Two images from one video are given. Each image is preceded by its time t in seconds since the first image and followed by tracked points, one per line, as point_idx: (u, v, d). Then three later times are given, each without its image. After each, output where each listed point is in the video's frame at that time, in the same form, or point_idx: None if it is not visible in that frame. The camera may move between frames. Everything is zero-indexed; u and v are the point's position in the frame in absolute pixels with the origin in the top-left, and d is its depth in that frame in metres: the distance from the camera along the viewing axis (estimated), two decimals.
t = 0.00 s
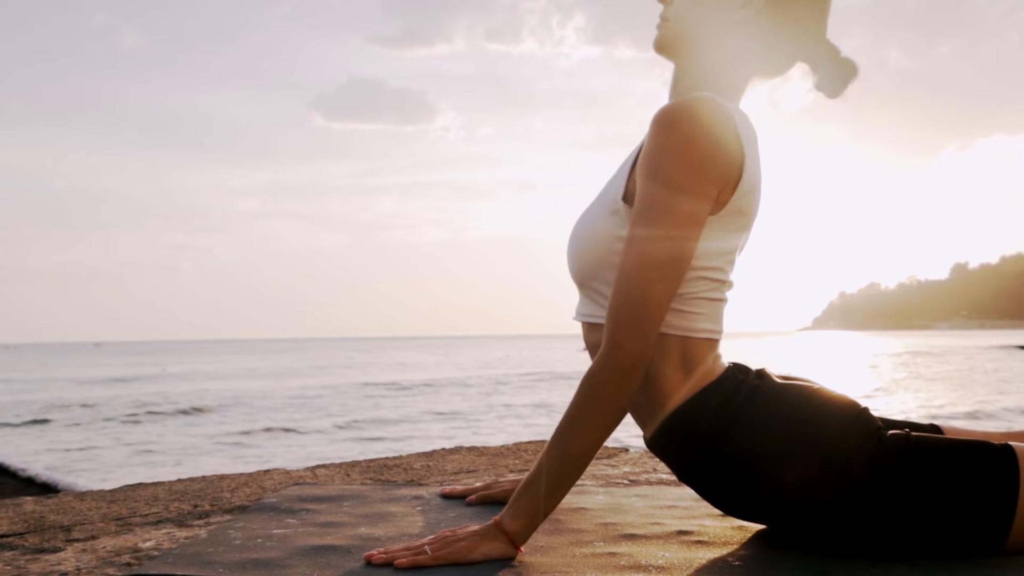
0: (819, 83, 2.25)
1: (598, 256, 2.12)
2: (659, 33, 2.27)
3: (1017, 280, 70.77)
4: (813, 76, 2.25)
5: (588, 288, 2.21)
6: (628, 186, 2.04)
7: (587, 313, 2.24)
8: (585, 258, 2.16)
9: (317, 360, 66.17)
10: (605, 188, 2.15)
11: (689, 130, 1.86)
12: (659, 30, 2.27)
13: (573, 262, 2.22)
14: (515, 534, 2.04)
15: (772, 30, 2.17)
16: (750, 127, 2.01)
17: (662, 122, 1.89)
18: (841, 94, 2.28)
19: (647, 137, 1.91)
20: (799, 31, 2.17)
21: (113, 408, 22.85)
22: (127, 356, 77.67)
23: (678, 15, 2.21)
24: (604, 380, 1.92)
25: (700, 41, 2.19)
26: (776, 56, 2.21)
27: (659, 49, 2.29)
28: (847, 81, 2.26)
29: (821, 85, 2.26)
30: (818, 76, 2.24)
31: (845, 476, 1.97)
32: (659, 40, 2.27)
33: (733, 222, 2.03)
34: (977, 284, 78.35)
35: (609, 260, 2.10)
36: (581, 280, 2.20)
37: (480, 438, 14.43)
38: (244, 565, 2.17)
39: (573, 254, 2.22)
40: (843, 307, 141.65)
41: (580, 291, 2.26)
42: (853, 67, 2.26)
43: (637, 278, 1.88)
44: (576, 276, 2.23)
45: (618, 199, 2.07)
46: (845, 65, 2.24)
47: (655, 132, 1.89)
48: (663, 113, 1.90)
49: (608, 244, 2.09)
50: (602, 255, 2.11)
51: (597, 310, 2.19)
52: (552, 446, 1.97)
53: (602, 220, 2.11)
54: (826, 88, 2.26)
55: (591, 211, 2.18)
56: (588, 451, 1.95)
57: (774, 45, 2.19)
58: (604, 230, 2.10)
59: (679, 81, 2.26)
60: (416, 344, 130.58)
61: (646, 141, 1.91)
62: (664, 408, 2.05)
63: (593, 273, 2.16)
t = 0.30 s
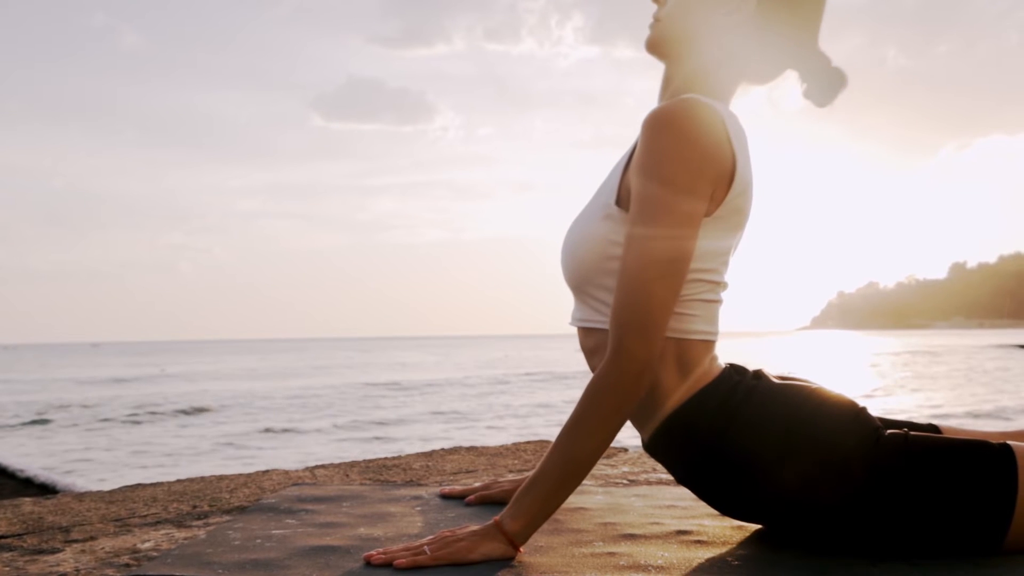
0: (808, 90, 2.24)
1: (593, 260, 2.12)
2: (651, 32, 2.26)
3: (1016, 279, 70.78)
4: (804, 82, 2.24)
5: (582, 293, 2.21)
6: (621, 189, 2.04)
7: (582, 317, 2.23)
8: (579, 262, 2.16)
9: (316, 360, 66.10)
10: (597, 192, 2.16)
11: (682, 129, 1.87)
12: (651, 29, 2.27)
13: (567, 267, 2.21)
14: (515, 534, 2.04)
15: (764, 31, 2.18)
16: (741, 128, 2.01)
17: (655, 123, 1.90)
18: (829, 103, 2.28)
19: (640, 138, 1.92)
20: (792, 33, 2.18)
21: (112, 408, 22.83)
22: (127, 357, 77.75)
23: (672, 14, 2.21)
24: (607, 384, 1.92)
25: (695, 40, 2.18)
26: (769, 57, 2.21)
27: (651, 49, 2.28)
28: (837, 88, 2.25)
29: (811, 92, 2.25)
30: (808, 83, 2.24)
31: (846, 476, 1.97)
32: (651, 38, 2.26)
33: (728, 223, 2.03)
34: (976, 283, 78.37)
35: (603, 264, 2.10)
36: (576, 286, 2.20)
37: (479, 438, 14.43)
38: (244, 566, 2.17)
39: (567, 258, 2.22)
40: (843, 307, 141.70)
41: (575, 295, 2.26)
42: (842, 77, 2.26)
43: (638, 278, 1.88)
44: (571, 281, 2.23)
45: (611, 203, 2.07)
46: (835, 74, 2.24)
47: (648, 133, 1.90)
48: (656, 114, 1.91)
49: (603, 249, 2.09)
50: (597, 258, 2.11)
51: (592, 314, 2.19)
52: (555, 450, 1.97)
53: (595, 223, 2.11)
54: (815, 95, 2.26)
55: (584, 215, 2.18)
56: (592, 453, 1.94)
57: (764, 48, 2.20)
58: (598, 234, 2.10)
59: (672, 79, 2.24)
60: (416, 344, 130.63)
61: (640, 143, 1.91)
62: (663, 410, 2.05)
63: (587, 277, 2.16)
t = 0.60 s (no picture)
0: (792, 99, 2.24)
1: (587, 265, 2.12)
2: (640, 32, 2.27)
3: (1015, 277, 70.75)
4: (789, 91, 2.25)
5: (576, 299, 2.21)
6: (612, 193, 2.04)
7: (577, 323, 2.23)
8: (573, 267, 2.16)
9: (316, 361, 66.08)
10: (588, 196, 2.16)
11: (675, 129, 1.87)
12: (640, 29, 2.28)
13: (561, 273, 2.22)
14: (515, 533, 2.04)
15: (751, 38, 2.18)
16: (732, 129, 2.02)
17: (648, 125, 1.90)
18: (814, 114, 2.28)
19: (632, 140, 1.92)
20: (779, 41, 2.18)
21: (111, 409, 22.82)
22: (126, 357, 77.76)
23: (660, 16, 2.22)
24: (610, 386, 1.92)
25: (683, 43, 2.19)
26: (756, 63, 2.22)
27: (639, 48, 2.29)
28: (822, 100, 2.26)
29: (796, 101, 2.25)
30: (793, 92, 2.24)
31: (845, 475, 1.97)
32: (641, 38, 2.27)
33: (721, 224, 2.04)
34: (975, 283, 78.41)
35: (598, 268, 2.10)
36: (571, 292, 2.20)
37: (479, 438, 14.43)
38: (243, 566, 2.17)
39: (560, 263, 2.22)
40: (842, 306, 141.74)
41: (569, 301, 2.26)
42: (828, 88, 2.27)
43: (637, 278, 1.87)
44: (564, 287, 2.23)
45: (604, 207, 2.07)
46: (820, 84, 2.25)
47: (640, 135, 1.90)
48: (647, 116, 1.91)
49: (597, 252, 2.09)
50: (592, 262, 2.11)
51: (586, 319, 2.19)
52: (558, 454, 1.96)
53: (588, 228, 2.11)
54: (800, 106, 2.26)
55: (576, 220, 2.18)
56: (596, 455, 1.94)
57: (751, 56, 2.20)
58: (591, 238, 2.10)
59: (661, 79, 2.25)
60: (414, 344, 130.63)
61: (633, 144, 1.92)
62: (660, 413, 2.06)
63: (581, 282, 2.16)
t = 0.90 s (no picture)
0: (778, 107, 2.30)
1: (582, 270, 2.12)
2: (631, 31, 2.29)
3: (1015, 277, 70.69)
4: (776, 98, 2.30)
5: (571, 305, 2.21)
6: (604, 196, 2.04)
7: (571, 329, 2.23)
8: (568, 273, 2.16)
9: (315, 360, 65.93)
10: (580, 201, 2.16)
11: (667, 132, 1.88)
12: (630, 29, 2.29)
13: (555, 280, 2.22)
14: (515, 533, 2.04)
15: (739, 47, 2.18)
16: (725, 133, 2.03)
17: (640, 128, 1.90)
18: (800, 120, 2.33)
19: (623, 143, 1.93)
20: (769, 50, 2.19)
21: (110, 409, 22.78)
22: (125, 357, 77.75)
23: (651, 18, 2.22)
24: (611, 388, 1.92)
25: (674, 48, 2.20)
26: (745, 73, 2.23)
27: (629, 47, 2.30)
28: (807, 108, 2.31)
29: (781, 108, 2.31)
30: (779, 99, 2.30)
31: (844, 475, 1.98)
32: (639, 37, 2.26)
33: (716, 226, 2.05)
34: (975, 282, 78.35)
35: (593, 274, 2.10)
36: (566, 298, 2.20)
37: (478, 437, 14.43)
38: (243, 565, 2.17)
39: (555, 270, 2.23)
40: (841, 305, 141.72)
41: (562, 306, 2.26)
42: (814, 94, 2.31)
43: (635, 278, 1.87)
44: (559, 293, 2.24)
45: (596, 212, 2.07)
46: (807, 92, 2.29)
47: (632, 136, 1.90)
48: (638, 119, 1.91)
49: (592, 258, 2.09)
50: (585, 267, 2.11)
51: (581, 325, 2.19)
52: (561, 458, 1.96)
53: (581, 234, 2.11)
54: (786, 113, 2.32)
55: (568, 225, 2.18)
56: (599, 456, 1.94)
57: (740, 64, 2.21)
58: (585, 245, 2.10)
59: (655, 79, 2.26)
60: (414, 343, 130.59)
61: (624, 147, 1.92)
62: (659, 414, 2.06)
63: (576, 288, 2.16)
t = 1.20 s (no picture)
0: (764, 113, 2.28)
1: (575, 275, 2.12)
2: (617, 33, 2.30)
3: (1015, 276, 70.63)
4: (761, 104, 2.29)
5: (565, 311, 2.21)
6: (595, 201, 2.05)
7: (566, 334, 2.23)
8: (561, 279, 2.16)
9: (315, 360, 65.81)
10: (571, 206, 2.16)
11: (656, 133, 1.89)
12: (617, 30, 2.30)
13: (548, 286, 2.21)
14: (515, 532, 2.05)
15: (725, 49, 2.18)
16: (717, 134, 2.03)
17: (629, 131, 1.91)
18: (785, 128, 2.32)
19: (612, 144, 1.93)
20: (754, 53, 2.20)
21: (110, 408, 22.75)
22: (125, 357, 77.67)
23: (639, 18, 2.23)
24: (613, 392, 1.92)
25: (661, 48, 2.20)
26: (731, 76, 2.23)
27: (616, 49, 2.31)
28: (793, 115, 2.30)
29: (767, 113, 2.30)
30: (764, 105, 2.29)
31: (844, 475, 1.98)
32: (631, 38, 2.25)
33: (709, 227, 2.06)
34: (976, 281, 78.30)
35: (587, 279, 2.10)
36: (559, 304, 2.20)
37: (478, 436, 14.42)
38: (244, 563, 2.17)
39: (549, 276, 2.22)
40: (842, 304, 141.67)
41: (556, 313, 2.26)
42: (801, 102, 2.31)
43: (630, 277, 1.86)
44: (552, 298, 2.23)
45: (586, 216, 2.07)
46: (794, 98, 2.29)
47: (621, 136, 1.91)
48: (627, 121, 1.92)
49: (584, 262, 2.09)
50: (579, 272, 2.11)
51: (575, 330, 2.18)
52: (566, 460, 1.96)
53: (572, 239, 2.11)
54: (772, 119, 2.31)
55: (560, 230, 2.18)
56: (604, 458, 1.93)
57: (727, 67, 2.21)
58: (576, 250, 2.10)
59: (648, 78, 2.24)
60: (414, 343, 130.52)
61: (613, 148, 1.92)
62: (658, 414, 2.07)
63: (570, 293, 2.16)
